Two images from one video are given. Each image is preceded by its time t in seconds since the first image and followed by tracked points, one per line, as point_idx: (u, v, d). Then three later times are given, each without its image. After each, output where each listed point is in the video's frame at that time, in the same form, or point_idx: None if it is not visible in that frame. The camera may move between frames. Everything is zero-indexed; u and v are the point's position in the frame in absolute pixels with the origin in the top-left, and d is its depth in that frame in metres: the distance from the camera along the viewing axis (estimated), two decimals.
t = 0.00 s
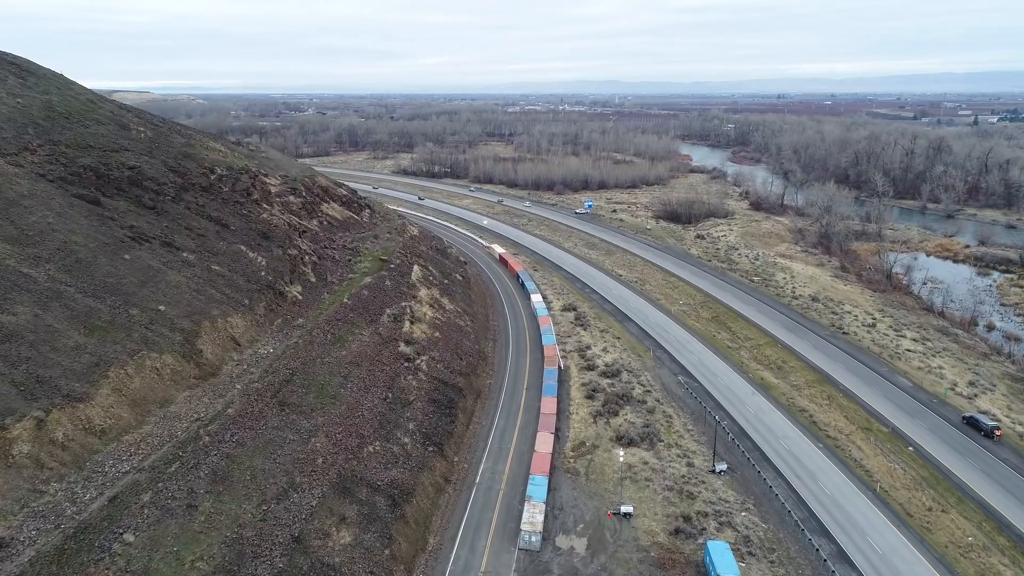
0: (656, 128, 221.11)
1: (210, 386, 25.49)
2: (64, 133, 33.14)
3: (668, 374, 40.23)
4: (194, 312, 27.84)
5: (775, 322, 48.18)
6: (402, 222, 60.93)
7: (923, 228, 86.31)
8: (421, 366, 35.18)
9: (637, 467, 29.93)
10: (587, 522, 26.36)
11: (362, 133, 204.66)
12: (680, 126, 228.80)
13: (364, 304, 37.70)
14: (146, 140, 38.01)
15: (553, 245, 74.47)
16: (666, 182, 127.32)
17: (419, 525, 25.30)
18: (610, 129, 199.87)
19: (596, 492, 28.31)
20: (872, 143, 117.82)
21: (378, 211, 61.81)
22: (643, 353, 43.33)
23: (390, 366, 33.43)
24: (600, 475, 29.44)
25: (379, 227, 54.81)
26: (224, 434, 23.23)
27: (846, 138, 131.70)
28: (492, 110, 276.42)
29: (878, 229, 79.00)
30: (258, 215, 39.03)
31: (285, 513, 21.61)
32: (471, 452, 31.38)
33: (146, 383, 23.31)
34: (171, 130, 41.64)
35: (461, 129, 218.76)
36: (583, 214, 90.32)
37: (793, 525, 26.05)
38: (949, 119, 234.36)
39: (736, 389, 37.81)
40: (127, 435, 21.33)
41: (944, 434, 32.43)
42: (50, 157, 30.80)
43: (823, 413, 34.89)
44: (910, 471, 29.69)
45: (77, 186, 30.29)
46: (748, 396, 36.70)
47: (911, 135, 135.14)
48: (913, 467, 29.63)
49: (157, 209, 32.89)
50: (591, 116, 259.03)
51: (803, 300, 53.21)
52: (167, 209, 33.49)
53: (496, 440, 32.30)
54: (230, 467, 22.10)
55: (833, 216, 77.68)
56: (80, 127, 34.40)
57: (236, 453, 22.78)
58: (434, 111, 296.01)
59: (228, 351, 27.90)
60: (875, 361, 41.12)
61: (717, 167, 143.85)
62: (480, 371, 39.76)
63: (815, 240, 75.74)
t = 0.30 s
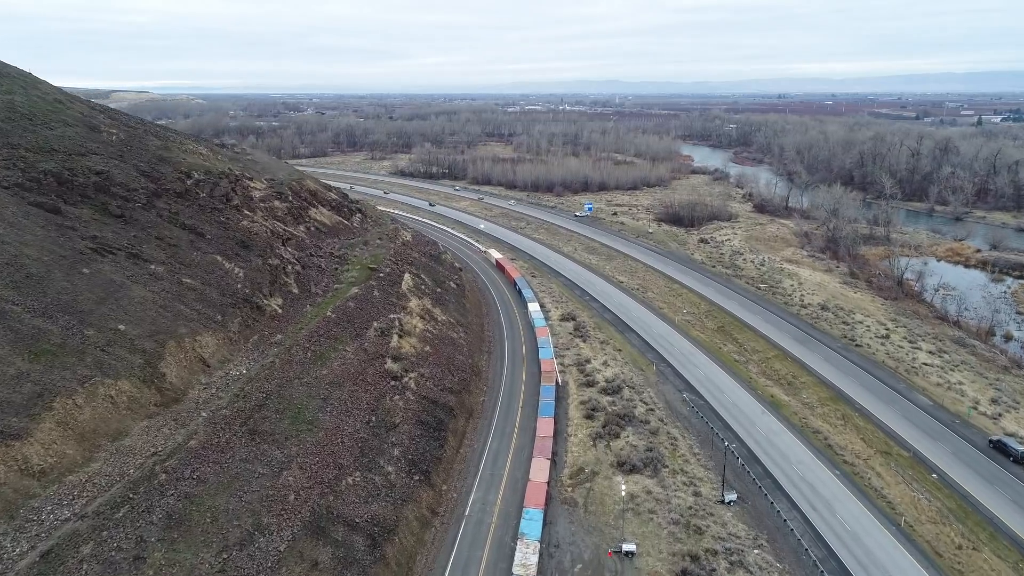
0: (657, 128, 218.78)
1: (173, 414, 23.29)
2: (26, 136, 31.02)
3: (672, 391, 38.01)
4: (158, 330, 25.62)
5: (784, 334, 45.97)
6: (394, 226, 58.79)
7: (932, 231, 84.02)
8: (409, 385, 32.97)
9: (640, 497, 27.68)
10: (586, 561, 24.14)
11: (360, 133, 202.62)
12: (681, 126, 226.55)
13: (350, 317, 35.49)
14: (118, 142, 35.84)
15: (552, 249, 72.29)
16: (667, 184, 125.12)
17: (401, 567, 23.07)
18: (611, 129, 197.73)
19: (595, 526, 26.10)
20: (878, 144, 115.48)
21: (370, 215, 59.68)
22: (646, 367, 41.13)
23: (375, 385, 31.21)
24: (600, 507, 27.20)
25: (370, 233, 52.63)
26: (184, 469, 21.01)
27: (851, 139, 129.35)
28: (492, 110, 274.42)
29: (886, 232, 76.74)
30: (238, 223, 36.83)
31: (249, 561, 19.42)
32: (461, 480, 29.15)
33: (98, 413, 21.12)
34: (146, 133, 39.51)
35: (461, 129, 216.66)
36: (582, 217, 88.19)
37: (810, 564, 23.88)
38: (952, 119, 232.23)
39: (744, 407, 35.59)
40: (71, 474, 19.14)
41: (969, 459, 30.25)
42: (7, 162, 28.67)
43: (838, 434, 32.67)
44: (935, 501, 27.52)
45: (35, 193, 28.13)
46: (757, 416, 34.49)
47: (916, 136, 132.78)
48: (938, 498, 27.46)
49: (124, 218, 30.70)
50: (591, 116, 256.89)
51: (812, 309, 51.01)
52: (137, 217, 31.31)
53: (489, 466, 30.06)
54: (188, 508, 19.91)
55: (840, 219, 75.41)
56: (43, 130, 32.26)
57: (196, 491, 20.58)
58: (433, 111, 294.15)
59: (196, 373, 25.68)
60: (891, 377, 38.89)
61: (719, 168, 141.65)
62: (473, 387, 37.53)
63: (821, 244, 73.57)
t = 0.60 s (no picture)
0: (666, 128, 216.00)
1: (139, 445, 21.27)
2: None
3: (684, 410, 35.77)
4: (128, 350, 23.61)
5: (801, 347, 43.63)
6: (394, 231, 56.81)
7: (952, 236, 81.35)
8: (403, 404, 30.88)
9: (651, 532, 25.50)
10: None
11: (366, 133, 200.95)
12: (690, 127, 223.93)
13: (342, 330, 33.43)
14: (98, 145, 33.96)
15: (558, 254, 70.14)
16: (677, 186, 122.63)
17: None
18: (619, 130, 195.25)
19: (601, 565, 23.95)
20: (893, 145, 112.64)
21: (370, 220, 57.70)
22: (656, 383, 38.93)
23: (367, 405, 29.14)
24: (607, 543, 25.04)
25: (369, 239, 50.64)
26: (147, 508, 18.99)
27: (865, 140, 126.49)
28: (499, 110, 272.47)
29: (904, 237, 74.18)
30: (225, 230, 34.84)
31: None
32: (457, 510, 27.03)
33: (52, 447, 19.12)
34: (131, 135, 37.62)
35: (468, 129, 214.78)
36: (590, 220, 85.99)
37: None
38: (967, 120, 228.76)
39: (762, 429, 33.32)
40: (16, 519, 17.15)
41: (1007, 490, 28.00)
42: None
43: (863, 460, 30.43)
44: (973, 539, 25.28)
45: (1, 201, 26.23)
46: (776, 439, 32.23)
47: (933, 137, 129.78)
48: (977, 535, 25.24)
49: (99, 226, 28.75)
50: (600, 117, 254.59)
51: (830, 320, 48.68)
52: (114, 225, 29.36)
53: (487, 495, 27.94)
54: (147, 554, 17.87)
55: (857, 224, 72.92)
56: (16, 133, 30.40)
57: (158, 534, 18.54)
58: (441, 111, 292.68)
59: (168, 397, 23.64)
60: (918, 396, 36.54)
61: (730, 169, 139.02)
62: (473, 405, 35.41)
63: (837, 250, 71.06)
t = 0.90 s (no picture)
0: (685, 129, 212.71)
1: (107, 478, 19.39)
2: None
3: (705, 432, 33.48)
4: (102, 371, 21.77)
5: (830, 362, 41.15)
6: (403, 235, 54.96)
7: (984, 242, 78.10)
8: (404, 426, 28.86)
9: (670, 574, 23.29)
10: None
11: (381, 133, 199.78)
12: (710, 128, 220.53)
13: (341, 345, 31.53)
14: (88, 147, 32.32)
15: (573, 259, 67.97)
16: (696, 188, 119.82)
17: None
18: (637, 130, 192.50)
19: None
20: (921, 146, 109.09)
21: (378, 224, 55.89)
22: (675, 402, 36.62)
23: (364, 427, 27.18)
24: None
25: (376, 244, 48.78)
26: (108, 554, 17.06)
27: (891, 141, 122.87)
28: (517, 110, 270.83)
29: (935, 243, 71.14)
30: (220, 237, 33.05)
31: None
32: (458, 544, 24.97)
33: (5, 483, 17.27)
34: (125, 136, 35.99)
35: (484, 129, 213.02)
36: (607, 223, 83.75)
37: None
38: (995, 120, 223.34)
39: (790, 455, 30.95)
40: None
41: None
42: None
43: (902, 493, 28.04)
44: None
45: None
46: (805, 467, 29.85)
47: (962, 138, 125.87)
48: None
49: (82, 234, 27.02)
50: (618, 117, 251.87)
51: (859, 333, 46.12)
52: (97, 232, 27.62)
53: (492, 528, 25.86)
54: None
55: (885, 229, 70.01)
56: None
57: None
58: (458, 111, 291.20)
59: (145, 422, 21.78)
60: (959, 420, 33.98)
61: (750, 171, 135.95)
62: (480, 425, 33.32)
63: (864, 256, 68.25)
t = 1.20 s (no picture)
0: (702, 129, 209.45)
1: (57, 522, 17.33)
2: None
3: (725, 458, 31.03)
4: (60, 398, 19.74)
5: (859, 381, 38.53)
6: (409, 241, 52.85)
7: (1016, 249, 74.88)
8: (399, 454, 26.67)
9: None
10: None
11: (394, 133, 198.30)
12: (727, 129, 217.17)
13: (333, 363, 29.40)
14: (68, 150, 30.46)
15: (586, 265, 65.65)
16: (714, 190, 116.91)
17: None
18: (652, 131, 189.63)
19: None
20: (948, 147, 105.56)
21: (383, 229, 53.84)
22: (693, 424, 34.21)
23: (354, 455, 25.03)
24: None
25: (379, 251, 46.72)
26: None
27: (915, 143, 119.38)
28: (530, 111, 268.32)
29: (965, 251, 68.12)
30: (207, 246, 31.06)
31: None
32: None
33: None
34: (111, 139, 34.12)
35: (498, 130, 210.94)
36: (621, 227, 81.30)
37: None
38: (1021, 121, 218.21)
39: (818, 486, 28.43)
40: None
41: None
42: None
43: (944, 535, 25.50)
44: None
45: None
46: (837, 502, 27.31)
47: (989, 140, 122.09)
48: None
49: (53, 244, 25.09)
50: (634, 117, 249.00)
51: (889, 348, 43.45)
52: (71, 242, 25.68)
53: (492, 569, 23.61)
54: None
55: (912, 236, 67.07)
56: None
57: None
58: (471, 111, 289.66)
59: (106, 457, 19.72)
60: (1003, 449, 31.29)
61: (769, 173, 132.80)
62: (483, 449, 31.09)
63: (890, 263, 65.34)
